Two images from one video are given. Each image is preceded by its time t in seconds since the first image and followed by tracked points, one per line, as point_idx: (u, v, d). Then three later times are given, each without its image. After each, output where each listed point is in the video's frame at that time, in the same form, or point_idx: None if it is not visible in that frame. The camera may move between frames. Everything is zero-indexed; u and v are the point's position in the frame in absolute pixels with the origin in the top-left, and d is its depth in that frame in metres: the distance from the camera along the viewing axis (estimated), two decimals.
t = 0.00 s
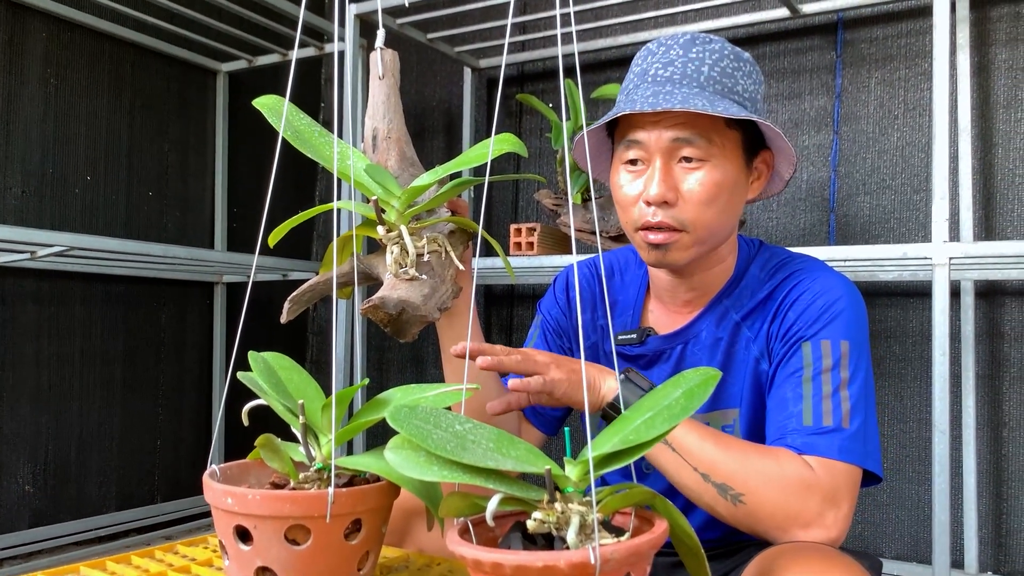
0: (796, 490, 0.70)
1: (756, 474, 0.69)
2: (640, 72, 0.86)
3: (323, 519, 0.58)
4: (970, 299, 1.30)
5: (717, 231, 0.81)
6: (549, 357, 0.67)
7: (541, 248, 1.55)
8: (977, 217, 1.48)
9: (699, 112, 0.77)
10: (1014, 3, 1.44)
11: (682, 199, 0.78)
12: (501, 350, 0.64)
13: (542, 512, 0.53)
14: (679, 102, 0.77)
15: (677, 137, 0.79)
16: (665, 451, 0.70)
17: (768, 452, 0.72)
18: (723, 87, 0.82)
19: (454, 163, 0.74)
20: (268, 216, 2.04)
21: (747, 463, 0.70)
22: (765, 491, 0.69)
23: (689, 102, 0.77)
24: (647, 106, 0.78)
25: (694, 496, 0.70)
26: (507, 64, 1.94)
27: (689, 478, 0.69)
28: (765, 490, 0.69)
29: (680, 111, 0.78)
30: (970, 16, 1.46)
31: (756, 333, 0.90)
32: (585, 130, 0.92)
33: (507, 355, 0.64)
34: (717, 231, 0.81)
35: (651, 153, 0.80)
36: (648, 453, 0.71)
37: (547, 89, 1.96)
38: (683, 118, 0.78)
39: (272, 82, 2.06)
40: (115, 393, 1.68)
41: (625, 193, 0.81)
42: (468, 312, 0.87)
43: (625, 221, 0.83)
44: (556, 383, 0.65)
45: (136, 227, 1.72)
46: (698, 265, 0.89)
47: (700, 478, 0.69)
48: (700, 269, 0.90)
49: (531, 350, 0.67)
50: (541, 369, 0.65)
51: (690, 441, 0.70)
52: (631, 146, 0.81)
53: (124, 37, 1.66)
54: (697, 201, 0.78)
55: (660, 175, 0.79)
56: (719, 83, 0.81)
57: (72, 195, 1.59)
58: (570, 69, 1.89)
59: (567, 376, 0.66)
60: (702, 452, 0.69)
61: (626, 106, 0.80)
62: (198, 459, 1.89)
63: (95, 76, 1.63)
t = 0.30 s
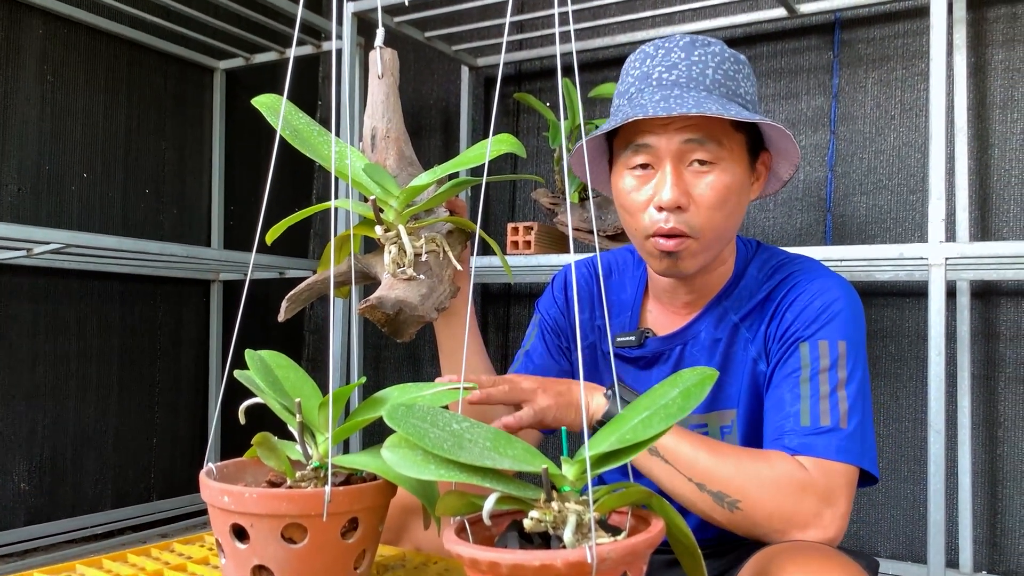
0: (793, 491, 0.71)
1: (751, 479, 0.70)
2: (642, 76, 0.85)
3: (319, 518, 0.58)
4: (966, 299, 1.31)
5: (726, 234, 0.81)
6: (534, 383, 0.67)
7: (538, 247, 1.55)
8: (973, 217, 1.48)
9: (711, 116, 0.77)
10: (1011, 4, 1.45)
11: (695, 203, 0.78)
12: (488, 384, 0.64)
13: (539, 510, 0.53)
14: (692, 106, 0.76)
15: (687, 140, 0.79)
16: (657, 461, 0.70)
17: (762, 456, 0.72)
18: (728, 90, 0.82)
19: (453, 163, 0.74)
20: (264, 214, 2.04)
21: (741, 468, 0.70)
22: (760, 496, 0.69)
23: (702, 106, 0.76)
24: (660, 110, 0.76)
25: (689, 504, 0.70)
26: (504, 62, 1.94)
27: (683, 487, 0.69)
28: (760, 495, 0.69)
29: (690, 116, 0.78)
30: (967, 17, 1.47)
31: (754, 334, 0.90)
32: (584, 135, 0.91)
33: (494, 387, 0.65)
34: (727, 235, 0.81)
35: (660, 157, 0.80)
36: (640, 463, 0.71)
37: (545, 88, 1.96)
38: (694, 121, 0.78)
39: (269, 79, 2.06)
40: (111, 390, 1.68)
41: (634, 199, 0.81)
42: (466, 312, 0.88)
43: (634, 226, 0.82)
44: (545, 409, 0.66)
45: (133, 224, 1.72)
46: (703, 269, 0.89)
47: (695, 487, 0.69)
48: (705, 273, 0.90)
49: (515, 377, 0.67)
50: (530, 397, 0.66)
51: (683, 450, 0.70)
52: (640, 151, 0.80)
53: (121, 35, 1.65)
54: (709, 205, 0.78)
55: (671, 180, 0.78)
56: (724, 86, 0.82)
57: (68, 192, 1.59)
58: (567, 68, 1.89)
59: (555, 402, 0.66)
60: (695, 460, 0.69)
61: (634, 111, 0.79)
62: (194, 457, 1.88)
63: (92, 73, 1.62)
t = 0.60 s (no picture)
0: (790, 489, 0.71)
1: (750, 476, 0.70)
2: (645, 67, 0.88)
3: (316, 518, 0.58)
4: (963, 299, 1.31)
5: (694, 228, 0.81)
6: (539, 362, 0.67)
7: (536, 246, 1.55)
8: (970, 217, 1.48)
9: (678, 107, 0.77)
10: (1008, 4, 1.45)
11: (659, 192, 0.78)
12: (491, 354, 0.65)
13: (536, 510, 0.53)
14: (659, 96, 0.77)
15: (659, 130, 0.79)
16: (656, 454, 0.70)
17: (759, 453, 0.72)
18: (714, 86, 0.82)
19: (448, 164, 0.74)
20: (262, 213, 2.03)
21: (740, 464, 0.70)
22: (758, 492, 0.70)
23: (669, 97, 0.77)
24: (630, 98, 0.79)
25: (687, 500, 0.70)
26: (502, 61, 1.94)
27: (679, 478, 0.69)
28: (758, 492, 0.70)
29: (665, 106, 0.79)
30: (965, 17, 1.47)
31: (752, 332, 0.90)
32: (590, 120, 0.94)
33: (497, 358, 0.65)
34: (695, 229, 0.81)
35: (634, 146, 0.80)
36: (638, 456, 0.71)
37: (543, 87, 1.96)
38: (667, 112, 0.79)
39: (267, 78, 2.06)
40: (107, 389, 1.68)
41: (610, 183, 0.82)
42: (463, 312, 0.87)
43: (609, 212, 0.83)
44: (545, 388, 0.66)
45: (130, 223, 1.71)
46: (684, 262, 0.89)
47: (692, 480, 0.69)
48: (689, 266, 0.90)
49: (521, 354, 0.67)
50: (531, 374, 0.66)
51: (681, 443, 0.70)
52: (619, 138, 0.82)
53: (117, 33, 1.65)
54: (672, 196, 0.78)
55: (639, 168, 0.79)
56: (710, 82, 0.82)
57: (65, 191, 1.58)
58: (565, 67, 1.89)
59: (556, 382, 0.67)
60: (693, 455, 0.69)
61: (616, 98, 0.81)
62: (190, 456, 1.88)
63: (88, 72, 1.62)
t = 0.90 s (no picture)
0: (793, 488, 0.71)
1: (753, 476, 0.70)
2: (642, 67, 0.86)
3: (314, 516, 0.58)
4: (961, 298, 1.31)
5: (714, 225, 0.81)
6: (547, 361, 0.67)
7: (534, 245, 1.55)
8: (968, 216, 1.48)
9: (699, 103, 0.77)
10: (1006, 3, 1.45)
11: (681, 190, 0.78)
12: (501, 349, 0.65)
13: (534, 509, 0.53)
14: (680, 92, 0.77)
15: (676, 128, 0.79)
16: (659, 455, 0.70)
17: (763, 453, 0.72)
18: (724, 83, 0.81)
19: (450, 162, 0.74)
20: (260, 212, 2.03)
21: (743, 464, 0.70)
22: (762, 492, 0.70)
23: (689, 93, 0.77)
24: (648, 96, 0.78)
25: (692, 501, 0.70)
26: (500, 60, 1.94)
27: (683, 480, 0.69)
28: (762, 491, 0.70)
29: (680, 104, 0.79)
30: (963, 16, 1.47)
31: (752, 332, 0.90)
32: (583, 123, 0.93)
33: (507, 354, 0.65)
34: (714, 225, 0.81)
35: (649, 145, 0.80)
36: (641, 457, 0.71)
37: (541, 86, 1.95)
38: (684, 109, 0.79)
39: (265, 77, 2.05)
40: (105, 388, 1.67)
41: (622, 184, 0.82)
42: (462, 311, 0.87)
43: (622, 213, 0.83)
44: (551, 387, 0.66)
45: (128, 222, 1.71)
46: (693, 260, 0.89)
47: (697, 481, 0.69)
48: (697, 265, 0.90)
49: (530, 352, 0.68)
50: (539, 373, 0.66)
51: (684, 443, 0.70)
52: (631, 138, 0.81)
53: (115, 32, 1.64)
54: (695, 192, 0.78)
55: (658, 167, 0.79)
56: (720, 79, 0.81)
57: (63, 190, 1.58)
58: (564, 66, 1.89)
59: (562, 382, 0.67)
60: (697, 456, 0.69)
61: (626, 98, 0.81)
62: (188, 455, 1.88)
63: (86, 71, 1.62)
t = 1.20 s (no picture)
0: (794, 488, 0.71)
1: (755, 475, 0.70)
2: (639, 68, 0.85)
3: (313, 516, 0.58)
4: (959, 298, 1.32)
5: (717, 225, 0.81)
6: (557, 355, 0.67)
7: (532, 244, 1.55)
8: (966, 216, 1.48)
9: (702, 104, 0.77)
10: (1004, 3, 1.45)
11: (684, 191, 0.78)
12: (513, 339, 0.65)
13: (533, 508, 0.53)
14: (683, 93, 0.77)
15: (678, 129, 0.79)
16: (662, 454, 0.70)
17: (767, 452, 0.72)
18: (722, 83, 0.82)
19: (452, 161, 0.74)
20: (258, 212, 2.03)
21: (745, 463, 0.70)
22: (764, 491, 0.70)
23: (692, 94, 0.77)
24: (650, 98, 0.78)
25: (696, 499, 0.70)
26: (499, 60, 1.94)
27: (689, 476, 0.69)
28: (765, 490, 0.70)
29: (682, 104, 0.79)
30: (961, 16, 1.47)
31: (751, 332, 0.90)
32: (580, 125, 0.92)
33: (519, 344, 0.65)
34: (718, 225, 0.81)
35: (651, 146, 0.80)
36: (645, 454, 0.71)
37: (540, 85, 1.95)
38: (685, 110, 0.79)
39: (263, 77, 2.05)
40: (103, 388, 1.67)
41: (625, 186, 0.81)
42: (462, 310, 0.88)
43: (625, 215, 0.82)
44: (562, 378, 0.66)
45: (126, 221, 1.71)
46: (694, 261, 0.89)
47: (701, 479, 0.69)
48: (697, 266, 0.90)
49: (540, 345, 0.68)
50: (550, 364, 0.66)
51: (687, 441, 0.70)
52: (632, 139, 0.81)
53: (113, 31, 1.64)
54: (699, 193, 0.78)
55: (661, 168, 0.79)
56: (718, 79, 0.81)
57: (61, 189, 1.58)
58: (562, 65, 1.89)
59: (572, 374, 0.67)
60: (701, 454, 0.69)
61: (627, 99, 0.80)
62: (187, 454, 1.88)
63: (84, 70, 1.61)
